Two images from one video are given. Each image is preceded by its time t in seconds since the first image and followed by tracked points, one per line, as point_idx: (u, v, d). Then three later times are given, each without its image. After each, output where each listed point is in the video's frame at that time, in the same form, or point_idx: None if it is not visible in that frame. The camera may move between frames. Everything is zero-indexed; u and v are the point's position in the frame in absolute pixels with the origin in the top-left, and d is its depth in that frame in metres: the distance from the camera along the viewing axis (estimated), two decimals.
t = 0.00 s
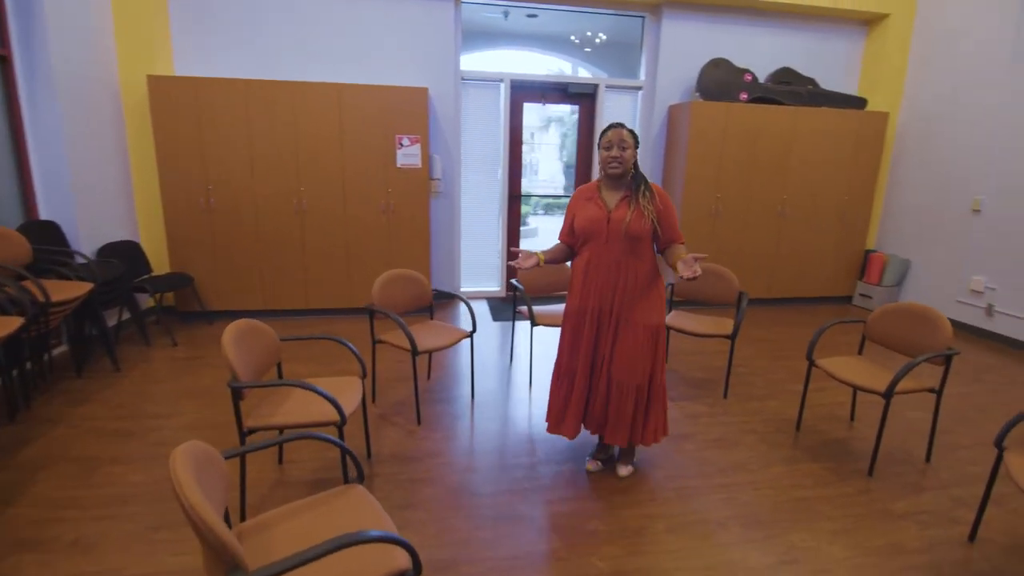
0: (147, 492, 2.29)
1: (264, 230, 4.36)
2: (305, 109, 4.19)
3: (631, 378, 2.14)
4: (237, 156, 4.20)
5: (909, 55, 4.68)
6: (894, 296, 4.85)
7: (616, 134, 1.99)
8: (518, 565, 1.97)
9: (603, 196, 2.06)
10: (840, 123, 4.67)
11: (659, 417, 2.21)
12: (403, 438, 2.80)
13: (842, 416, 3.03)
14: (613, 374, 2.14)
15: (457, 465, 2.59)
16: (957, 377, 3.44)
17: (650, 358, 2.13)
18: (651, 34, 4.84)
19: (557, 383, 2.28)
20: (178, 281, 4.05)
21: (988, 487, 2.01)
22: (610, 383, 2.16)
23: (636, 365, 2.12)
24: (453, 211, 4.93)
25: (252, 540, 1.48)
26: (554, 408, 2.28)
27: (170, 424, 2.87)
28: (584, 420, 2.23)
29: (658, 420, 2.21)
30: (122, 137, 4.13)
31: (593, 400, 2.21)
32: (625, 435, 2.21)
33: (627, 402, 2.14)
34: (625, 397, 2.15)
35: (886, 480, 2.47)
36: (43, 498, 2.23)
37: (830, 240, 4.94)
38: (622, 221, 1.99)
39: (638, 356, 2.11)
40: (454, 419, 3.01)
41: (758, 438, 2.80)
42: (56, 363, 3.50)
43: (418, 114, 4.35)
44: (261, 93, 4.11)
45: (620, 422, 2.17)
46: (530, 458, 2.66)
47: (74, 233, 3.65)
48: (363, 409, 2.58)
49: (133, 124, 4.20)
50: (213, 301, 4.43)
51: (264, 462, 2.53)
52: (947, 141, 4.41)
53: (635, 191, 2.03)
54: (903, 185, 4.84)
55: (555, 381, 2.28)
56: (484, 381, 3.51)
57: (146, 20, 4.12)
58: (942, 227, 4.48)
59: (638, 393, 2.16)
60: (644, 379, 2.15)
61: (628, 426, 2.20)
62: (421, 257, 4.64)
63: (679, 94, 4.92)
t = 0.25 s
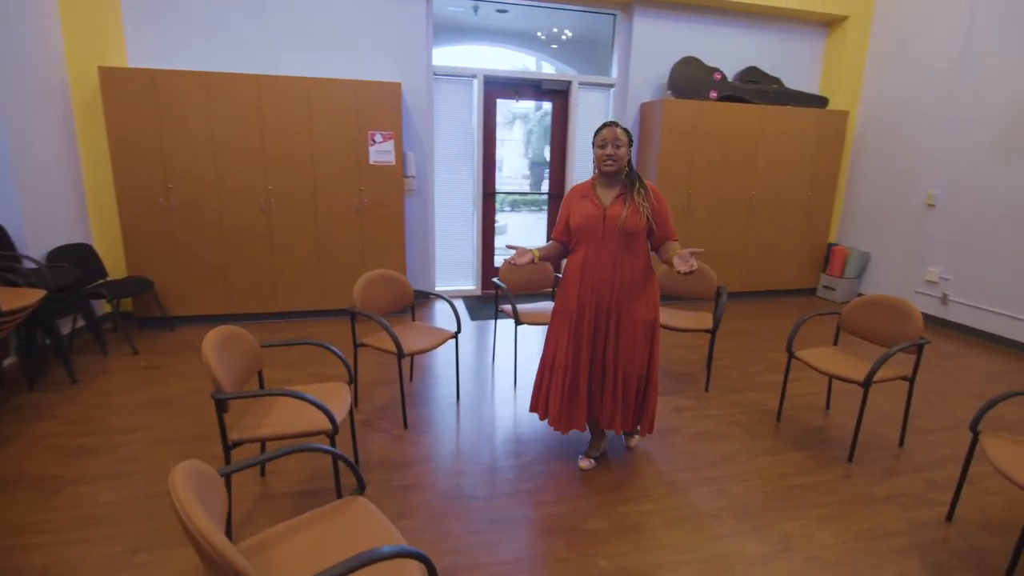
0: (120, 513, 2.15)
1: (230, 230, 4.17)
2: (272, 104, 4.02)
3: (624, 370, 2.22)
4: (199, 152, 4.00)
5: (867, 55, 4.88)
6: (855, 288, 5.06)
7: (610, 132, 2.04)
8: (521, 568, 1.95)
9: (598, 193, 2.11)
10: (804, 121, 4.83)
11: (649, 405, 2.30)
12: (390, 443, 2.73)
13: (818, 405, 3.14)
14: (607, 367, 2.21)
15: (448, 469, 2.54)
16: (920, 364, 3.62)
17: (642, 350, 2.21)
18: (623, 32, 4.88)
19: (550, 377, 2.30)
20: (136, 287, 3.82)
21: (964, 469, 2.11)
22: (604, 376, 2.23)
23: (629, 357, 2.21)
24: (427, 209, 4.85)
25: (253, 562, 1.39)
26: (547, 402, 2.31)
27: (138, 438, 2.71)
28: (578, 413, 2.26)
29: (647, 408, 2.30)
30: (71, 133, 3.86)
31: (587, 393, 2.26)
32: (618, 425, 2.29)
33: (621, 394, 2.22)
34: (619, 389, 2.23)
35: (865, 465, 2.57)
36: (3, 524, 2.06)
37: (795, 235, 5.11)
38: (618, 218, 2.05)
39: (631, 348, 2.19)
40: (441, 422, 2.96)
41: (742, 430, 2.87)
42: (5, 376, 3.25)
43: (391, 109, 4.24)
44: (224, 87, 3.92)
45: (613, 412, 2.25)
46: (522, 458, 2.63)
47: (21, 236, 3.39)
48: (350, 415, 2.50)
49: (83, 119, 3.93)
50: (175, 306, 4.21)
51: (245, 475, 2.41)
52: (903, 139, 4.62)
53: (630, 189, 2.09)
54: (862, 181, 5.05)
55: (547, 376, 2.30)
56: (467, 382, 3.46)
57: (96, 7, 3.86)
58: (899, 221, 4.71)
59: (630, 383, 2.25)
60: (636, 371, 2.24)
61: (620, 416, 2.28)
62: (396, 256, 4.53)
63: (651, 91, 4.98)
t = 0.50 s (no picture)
0: (96, 535, 2.02)
1: (199, 232, 3.99)
2: (241, 100, 3.85)
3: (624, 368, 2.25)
4: (165, 150, 3.80)
5: (833, 56, 5.04)
6: (824, 282, 5.23)
7: (613, 131, 2.11)
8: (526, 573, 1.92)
9: (601, 191, 2.16)
10: (775, 120, 4.95)
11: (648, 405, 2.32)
12: (381, 450, 2.65)
13: (800, 397, 3.22)
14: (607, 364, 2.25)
15: (443, 474, 2.49)
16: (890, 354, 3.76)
17: (642, 350, 2.24)
18: (599, 30, 4.90)
19: (551, 375, 2.32)
20: (97, 294, 3.61)
21: (947, 455, 2.20)
22: (604, 373, 2.27)
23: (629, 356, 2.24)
24: (405, 208, 4.75)
25: None
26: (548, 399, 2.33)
27: (110, 453, 2.55)
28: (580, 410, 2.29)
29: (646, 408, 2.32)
30: (21, 130, 3.61)
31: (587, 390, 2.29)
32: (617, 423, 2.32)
33: (621, 391, 2.25)
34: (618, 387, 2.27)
35: (850, 454, 2.64)
36: None
37: (767, 231, 5.24)
38: (622, 215, 2.08)
39: (631, 347, 2.22)
40: (431, 426, 2.90)
41: (730, 424, 2.91)
42: None
43: (367, 106, 4.12)
44: (190, 82, 3.74)
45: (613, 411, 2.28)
46: (517, 460, 2.60)
47: None
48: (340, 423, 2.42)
49: (35, 115, 3.68)
50: (141, 313, 4.00)
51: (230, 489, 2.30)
52: (868, 137, 4.80)
53: (633, 187, 2.14)
54: (829, 178, 5.23)
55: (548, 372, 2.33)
56: (455, 384, 3.41)
57: None
58: (865, 217, 4.89)
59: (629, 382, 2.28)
60: (636, 370, 2.27)
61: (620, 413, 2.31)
62: (374, 257, 4.43)
63: (627, 90, 5.02)
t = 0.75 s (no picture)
0: (77, 561, 1.90)
1: (170, 236, 3.82)
2: (214, 98, 3.71)
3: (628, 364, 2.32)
4: (131, 151, 3.62)
5: (804, 60, 5.19)
6: (798, 278, 5.38)
7: (621, 134, 2.14)
8: None
9: (608, 192, 2.21)
10: (750, 121, 5.06)
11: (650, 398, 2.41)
12: (375, 458, 2.59)
13: (785, 392, 3.29)
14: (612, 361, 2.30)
15: (440, 481, 2.44)
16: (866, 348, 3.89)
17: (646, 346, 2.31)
18: (578, 31, 4.91)
19: (557, 373, 2.35)
20: (61, 303, 3.41)
21: (933, 446, 2.28)
22: (609, 369, 2.33)
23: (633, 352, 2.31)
24: (385, 209, 4.66)
25: None
26: (552, 397, 2.36)
27: (85, 472, 2.41)
28: (585, 406, 2.34)
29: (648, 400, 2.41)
30: None
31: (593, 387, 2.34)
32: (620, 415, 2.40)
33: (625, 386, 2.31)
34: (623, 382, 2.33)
35: (837, 447, 2.71)
36: None
37: (743, 229, 5.36)
38: (630, 216, 2.14)
39: (636, 343, 2.29)
40: (424, 432, 2.84)
41: (721, 421, 2.95)
42: None
43: (347, 105, 4.02)
44: (158, 80, 3.57)
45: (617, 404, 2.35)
46: (514, 463, 2.58)
47: None
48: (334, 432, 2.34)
49: None
50: (108, 322, 3.81)
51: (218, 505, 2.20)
52: (838, 138, 4.95)
53: (640, 188, 2.19)
54: (801, 177, 5.38)
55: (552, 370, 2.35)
56: (444, 388, 3.36)
57: None
58: (835, 215, 5.05)
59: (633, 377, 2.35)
60: (640, 365, 2.33)
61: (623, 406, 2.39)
62: (355, 259, 4.33)
63: (606, 91, 5.05)
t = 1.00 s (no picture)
0: None
1: (144, 240, 3.67)
2: (190, 96, 3.58)
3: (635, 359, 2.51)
4: (102, 151, 3.46)
5: (780, 63, 5.31)
6: (776, 276, 5.51)
7: (630, 136, 2.33)
8: None
9: (617, 191, 2.39)
10: (729, 122, 5.15)
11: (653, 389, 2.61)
12: (370, 466, 2.53)
13: (772, 388, 3.36)
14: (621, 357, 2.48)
15: (439, 486, 2.41)
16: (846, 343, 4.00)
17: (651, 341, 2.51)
18: (560, 31, 4.92)
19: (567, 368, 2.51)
20: (29, 313, 3.23)
21: (921, 437, 2.35)
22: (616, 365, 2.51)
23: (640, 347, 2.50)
24: (368, 211, 4.58)
25: None
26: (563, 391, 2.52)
27: (63, 490, 2.29)
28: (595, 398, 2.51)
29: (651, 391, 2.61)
30: None
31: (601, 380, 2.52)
32: (625, 405, 2.59)
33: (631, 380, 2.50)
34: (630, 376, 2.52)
35: (826, 441, 2.78)
36: None
37: (723, 228, 5.45)
38: (639, 216, 2.35)
39: (643, 339, 2.48)
40: (419, 437, 2.80)
41: (714, 418, 2.99)
42: None
43: (329, 105, 3.92)
44: (130, 77, 3.42)
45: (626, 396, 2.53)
46: (513, 465, 2.56)
47: None
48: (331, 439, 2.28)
49: None
50: (79, 331, 3.64)
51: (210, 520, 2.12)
52: (813, 139, 5.08)
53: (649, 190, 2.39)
54: (778, 177, 5.50)
55: (563, 367, 2.51)
56: (435, 390, 3.31)
57: None
58: (811, 214, 5.18)
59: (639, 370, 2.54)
60: (645, 359, 2.53)
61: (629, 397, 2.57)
62: (338, 262, 4.23)
63: (588, 91, 5.07)
